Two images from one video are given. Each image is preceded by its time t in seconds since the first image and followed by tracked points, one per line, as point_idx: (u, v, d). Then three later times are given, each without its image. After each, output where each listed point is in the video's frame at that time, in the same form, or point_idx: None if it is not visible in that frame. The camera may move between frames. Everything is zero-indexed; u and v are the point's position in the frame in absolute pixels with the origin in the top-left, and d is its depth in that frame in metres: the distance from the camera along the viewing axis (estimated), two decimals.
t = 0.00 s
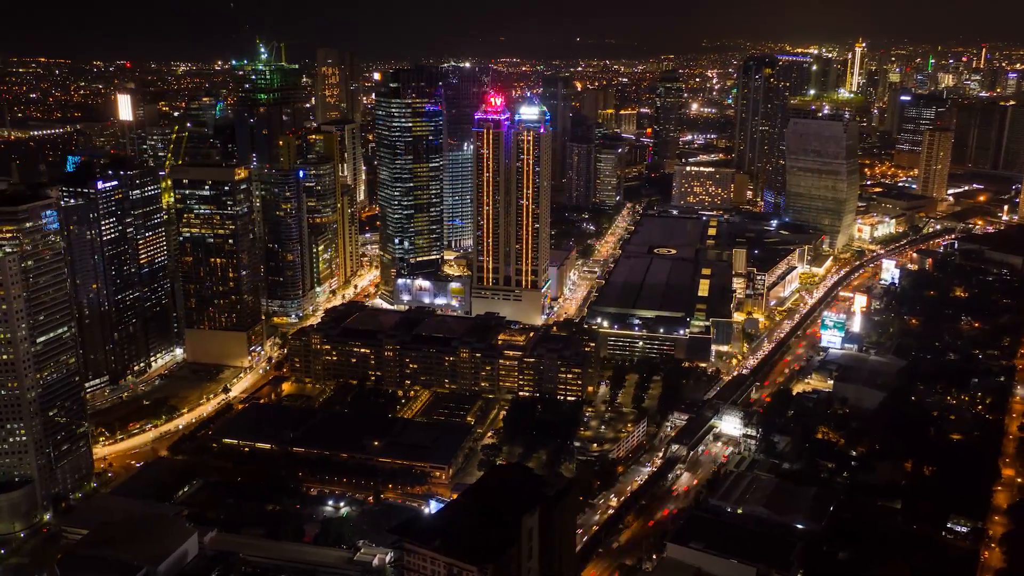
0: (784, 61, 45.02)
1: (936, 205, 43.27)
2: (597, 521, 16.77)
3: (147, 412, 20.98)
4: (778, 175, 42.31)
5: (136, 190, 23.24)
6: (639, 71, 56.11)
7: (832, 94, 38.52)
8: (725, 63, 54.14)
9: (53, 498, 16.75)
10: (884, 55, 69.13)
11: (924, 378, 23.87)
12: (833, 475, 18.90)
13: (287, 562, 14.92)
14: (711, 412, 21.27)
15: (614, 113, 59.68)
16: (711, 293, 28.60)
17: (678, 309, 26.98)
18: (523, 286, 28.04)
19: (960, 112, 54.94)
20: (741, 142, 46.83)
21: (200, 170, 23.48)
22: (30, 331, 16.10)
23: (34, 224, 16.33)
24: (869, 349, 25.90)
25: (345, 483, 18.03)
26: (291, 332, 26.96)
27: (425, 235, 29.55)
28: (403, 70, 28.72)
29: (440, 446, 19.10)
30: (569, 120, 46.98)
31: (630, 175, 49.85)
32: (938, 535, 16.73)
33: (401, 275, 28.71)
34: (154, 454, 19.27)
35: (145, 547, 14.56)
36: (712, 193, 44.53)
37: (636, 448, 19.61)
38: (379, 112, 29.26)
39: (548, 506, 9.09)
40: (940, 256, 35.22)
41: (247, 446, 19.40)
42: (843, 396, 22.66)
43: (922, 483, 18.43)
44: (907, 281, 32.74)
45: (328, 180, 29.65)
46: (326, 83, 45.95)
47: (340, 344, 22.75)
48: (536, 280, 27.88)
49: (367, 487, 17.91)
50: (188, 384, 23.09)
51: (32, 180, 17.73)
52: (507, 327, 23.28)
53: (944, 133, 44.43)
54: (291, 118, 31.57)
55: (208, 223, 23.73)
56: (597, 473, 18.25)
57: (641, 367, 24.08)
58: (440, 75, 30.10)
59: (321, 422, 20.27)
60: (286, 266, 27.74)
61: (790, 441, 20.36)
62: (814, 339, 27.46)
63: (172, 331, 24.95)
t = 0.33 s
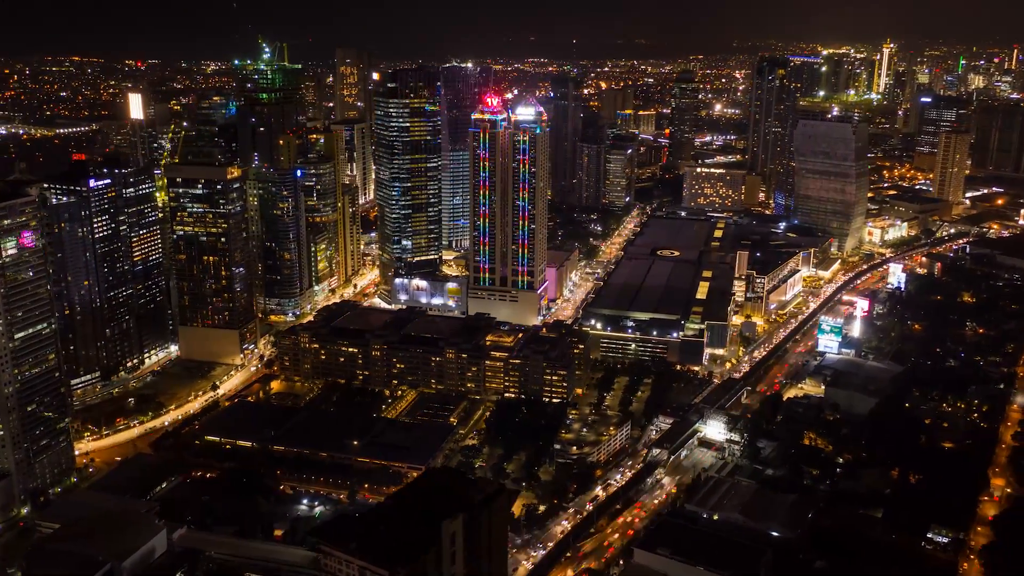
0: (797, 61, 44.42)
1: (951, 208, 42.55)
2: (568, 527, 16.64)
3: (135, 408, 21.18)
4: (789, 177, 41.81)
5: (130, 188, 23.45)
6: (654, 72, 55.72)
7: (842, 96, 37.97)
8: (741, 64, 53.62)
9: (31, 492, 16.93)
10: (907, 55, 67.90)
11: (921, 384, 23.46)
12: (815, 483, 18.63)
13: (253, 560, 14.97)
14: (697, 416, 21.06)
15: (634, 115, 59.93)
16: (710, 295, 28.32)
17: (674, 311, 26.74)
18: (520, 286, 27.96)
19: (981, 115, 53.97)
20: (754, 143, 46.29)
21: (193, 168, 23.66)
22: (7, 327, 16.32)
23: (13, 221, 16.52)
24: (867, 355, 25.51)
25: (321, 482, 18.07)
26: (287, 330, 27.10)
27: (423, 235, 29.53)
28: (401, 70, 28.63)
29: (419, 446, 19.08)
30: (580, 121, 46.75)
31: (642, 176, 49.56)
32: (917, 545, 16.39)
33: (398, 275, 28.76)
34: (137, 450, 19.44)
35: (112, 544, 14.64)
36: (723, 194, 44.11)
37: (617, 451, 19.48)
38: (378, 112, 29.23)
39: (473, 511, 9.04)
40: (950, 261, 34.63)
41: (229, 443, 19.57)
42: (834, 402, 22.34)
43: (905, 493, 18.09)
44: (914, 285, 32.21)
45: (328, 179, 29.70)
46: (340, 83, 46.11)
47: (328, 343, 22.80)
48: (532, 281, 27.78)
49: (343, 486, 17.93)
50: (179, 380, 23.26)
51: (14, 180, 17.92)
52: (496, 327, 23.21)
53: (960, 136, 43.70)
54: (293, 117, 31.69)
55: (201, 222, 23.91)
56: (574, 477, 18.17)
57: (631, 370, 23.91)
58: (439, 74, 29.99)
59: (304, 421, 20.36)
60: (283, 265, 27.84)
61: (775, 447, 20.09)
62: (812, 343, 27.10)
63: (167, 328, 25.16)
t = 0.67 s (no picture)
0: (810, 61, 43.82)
1: (965, 211, 41.84)
2: (538, 531, 16.57)
3: (122, 404, 21.38)
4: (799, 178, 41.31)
5: (124, 185, 23.68)
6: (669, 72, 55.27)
7: (852, 97, 37.42)
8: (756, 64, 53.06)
9: (10, 485, 17.14)
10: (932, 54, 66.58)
11: (915, 390, 23.06)
12: (795, 489, 18.37)
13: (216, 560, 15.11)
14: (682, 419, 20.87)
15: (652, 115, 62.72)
16: (707, 297, 28.07)
17: (668, 313, 26.53)
18: (515, 286, 27.90)
19: (1003, 116, 52.97)
20: (767, 144, 45.78)
21: (186, 166, 23.83)
22: None
23: None
24: (863, 359, 25.13)
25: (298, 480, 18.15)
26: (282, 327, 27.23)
27: (421, 235, 29.53)
28: (398, 70, 28.54)
29: (398, 446, 19.11)
30: (591, 121, 46.54)
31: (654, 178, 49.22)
32: (893, 553, 16.09)
33: (395, 274, 28.57)
34: (120, 445, 19.63)
35: (80, 537, 14.82)
36: (733, 196, 43.69)
37: (597, 455, 19.37)
38: (375, 112, 29.22)
39: (396, 512, 8.96)
40: (959, 265, 34.05)
41: (210, 440, 19.69)
42: (823, 407, 22.04)
43: (886, 501, 17.80)
44: (919, 290, 31.70)
45: (328, 178, 29.78)
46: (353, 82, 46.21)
47: (316, 341, 22.87)
48: (527, 281, 27.70)
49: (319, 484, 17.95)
50: (170, 377, 23.46)
51: None
52: (484, 328, 23.16)
53: (976, 137, 42.96)
54: (295, 116, 31.84)
55: (194, 220, 24.15)
56: (551, 480, 18.09)
57: (621, 372, 23.76)
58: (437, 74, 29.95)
59: (286, 419, 20.47)
60: (280, 264, 27.95)
61: (759, 452, 19.85)
62: (809, 347, 26.78)
63: (161, 325, 25.36)
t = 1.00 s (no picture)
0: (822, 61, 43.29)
1: (978, 214, 41.16)
2: (507, 532, 16.48)
3: (110, 399, 21.60)
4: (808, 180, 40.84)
5: (117, 183, 23.91)
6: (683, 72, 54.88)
7: (859, 98, 36.99)
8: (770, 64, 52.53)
9: None
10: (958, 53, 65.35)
11: (908, 396, 22.67)
12: (774, 494, 18.11)
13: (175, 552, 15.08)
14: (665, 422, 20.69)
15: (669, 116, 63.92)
16: (703, 299, 27.82)
17: (661, 315, 26.33)
18: (509, 286, 27.83)
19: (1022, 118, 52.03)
20: (778, 145, 45.31)
21: (178, 164, 24.02)
22: None
23: None
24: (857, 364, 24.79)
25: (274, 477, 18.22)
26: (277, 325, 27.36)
27: (417, 234, 29.50)
28: (394, 69, 28.46)
29: (377, 445, 19.14)
30: (599, 122, 46.34)
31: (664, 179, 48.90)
32: (866, 562, 15.82)
33: (391, 274, 28.86)
34: (103, 440, 19.82)
35: (48, 531, 14.93)
36: (741, 198, 43.26)
37: (575, 457, 19.25)
38: (372, 111, 29.20)
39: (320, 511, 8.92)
40: (966, 269, 33.51)
41: (192, 436, 19.81)
42: (811, 412, 21.75)
43: (865, 508, 17.52)
44: (923, 294, 31.22)
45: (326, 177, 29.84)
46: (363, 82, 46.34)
47: (303, 339, 22.94)
48: (521, 281, 27.60)
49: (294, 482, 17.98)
50: (160, 373, 23.65)
51: None
52: (471, 328, 23.11)
53: (991, 139, 42.25)
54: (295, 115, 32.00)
55: (186, 217, 24.31)
56: (525, 481, 18.00)
57: (609, 374, 23.59)
58: (435, 74, 29.95)
59: (268, 416, 20.56)
60: (275, 262, 28.06)
61: (741, 456, 19.60)
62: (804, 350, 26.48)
63: (155, 322, 25.58)
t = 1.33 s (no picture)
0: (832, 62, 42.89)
1: (989, 218, 40.52)
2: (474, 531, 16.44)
3: (97, 394, 21.81)
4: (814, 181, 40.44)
5: (109, 180, 24.14)
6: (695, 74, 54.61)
7: (864, 98, 36.58)
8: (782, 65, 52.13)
9: None
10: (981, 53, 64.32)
11: (897, 400, 22.35)
12: (749, 498, 17.95)
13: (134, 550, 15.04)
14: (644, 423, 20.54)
15: (684, 116, 63.40)
16: (696, 301, 27.60)
17: (652, 316, 26.14)
18: (502, 286, 27.78)
19: None
20: (786, 146, 44.93)
21: (169, 162, 24.21)
22: None
23: None
24: (849, 368, 24.47)
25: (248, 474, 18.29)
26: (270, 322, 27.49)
27: (412, 233, 29.53)
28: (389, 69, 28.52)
29: (353, 443, 19.19)
30: (606, 122, 46.30)
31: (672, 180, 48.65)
32: (835, 568, 15.60)
33: (385, 272, 28.79)
34: (85, 435, 20.01)
35: (16, 523, 15.11)
36: (748, 199, 42.87)
37: (551, 458, 19.18)
38: (367, 110, 29.26)
39: (240, 509, 9.37)
40: (971, 273, 33.00)
41: (172, 431, 19.93)
42: (796, 416, 21.51)
43: (839, 514, 17.29)
44: (924, 298, 30.79)
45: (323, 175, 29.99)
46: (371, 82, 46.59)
47: (289, 337, 23.03)
48: (513, 281, 27.56)
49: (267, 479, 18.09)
50: (150, 369, 23.85)
51: None
52: (456, 328, 23.09)
53: (1003, 141, 41.58)
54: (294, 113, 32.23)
55: (177, 215, 24.47)
56: (498, 481, 17.95)
57: (595, 375, 23.46)
58: (431, 73, 29.97)
59: (250, 413, 20.66)
60: (270, 259, 28.24)
61: (721, 459, 19.43)
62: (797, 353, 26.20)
63: (148, 318, 25.80)
